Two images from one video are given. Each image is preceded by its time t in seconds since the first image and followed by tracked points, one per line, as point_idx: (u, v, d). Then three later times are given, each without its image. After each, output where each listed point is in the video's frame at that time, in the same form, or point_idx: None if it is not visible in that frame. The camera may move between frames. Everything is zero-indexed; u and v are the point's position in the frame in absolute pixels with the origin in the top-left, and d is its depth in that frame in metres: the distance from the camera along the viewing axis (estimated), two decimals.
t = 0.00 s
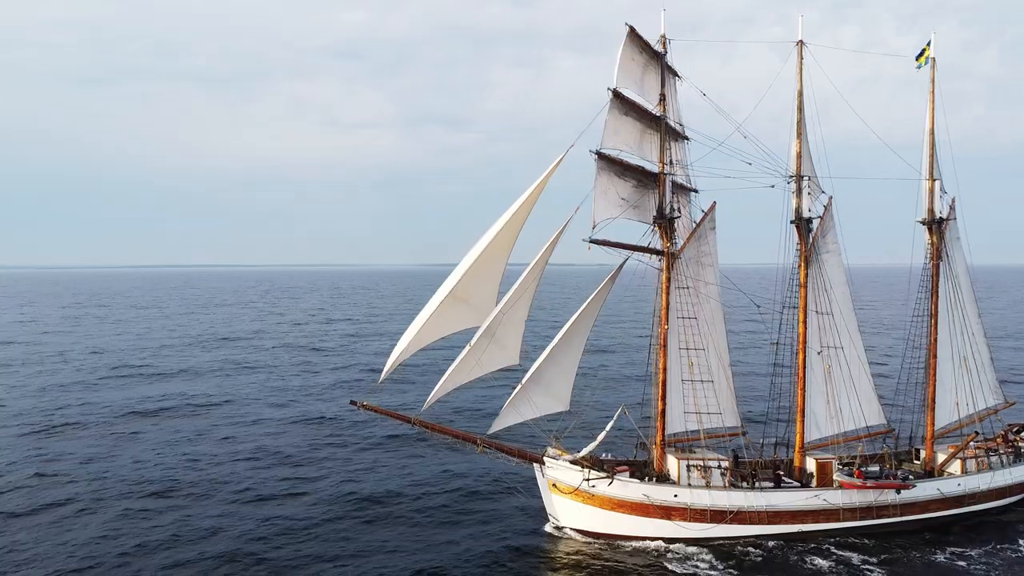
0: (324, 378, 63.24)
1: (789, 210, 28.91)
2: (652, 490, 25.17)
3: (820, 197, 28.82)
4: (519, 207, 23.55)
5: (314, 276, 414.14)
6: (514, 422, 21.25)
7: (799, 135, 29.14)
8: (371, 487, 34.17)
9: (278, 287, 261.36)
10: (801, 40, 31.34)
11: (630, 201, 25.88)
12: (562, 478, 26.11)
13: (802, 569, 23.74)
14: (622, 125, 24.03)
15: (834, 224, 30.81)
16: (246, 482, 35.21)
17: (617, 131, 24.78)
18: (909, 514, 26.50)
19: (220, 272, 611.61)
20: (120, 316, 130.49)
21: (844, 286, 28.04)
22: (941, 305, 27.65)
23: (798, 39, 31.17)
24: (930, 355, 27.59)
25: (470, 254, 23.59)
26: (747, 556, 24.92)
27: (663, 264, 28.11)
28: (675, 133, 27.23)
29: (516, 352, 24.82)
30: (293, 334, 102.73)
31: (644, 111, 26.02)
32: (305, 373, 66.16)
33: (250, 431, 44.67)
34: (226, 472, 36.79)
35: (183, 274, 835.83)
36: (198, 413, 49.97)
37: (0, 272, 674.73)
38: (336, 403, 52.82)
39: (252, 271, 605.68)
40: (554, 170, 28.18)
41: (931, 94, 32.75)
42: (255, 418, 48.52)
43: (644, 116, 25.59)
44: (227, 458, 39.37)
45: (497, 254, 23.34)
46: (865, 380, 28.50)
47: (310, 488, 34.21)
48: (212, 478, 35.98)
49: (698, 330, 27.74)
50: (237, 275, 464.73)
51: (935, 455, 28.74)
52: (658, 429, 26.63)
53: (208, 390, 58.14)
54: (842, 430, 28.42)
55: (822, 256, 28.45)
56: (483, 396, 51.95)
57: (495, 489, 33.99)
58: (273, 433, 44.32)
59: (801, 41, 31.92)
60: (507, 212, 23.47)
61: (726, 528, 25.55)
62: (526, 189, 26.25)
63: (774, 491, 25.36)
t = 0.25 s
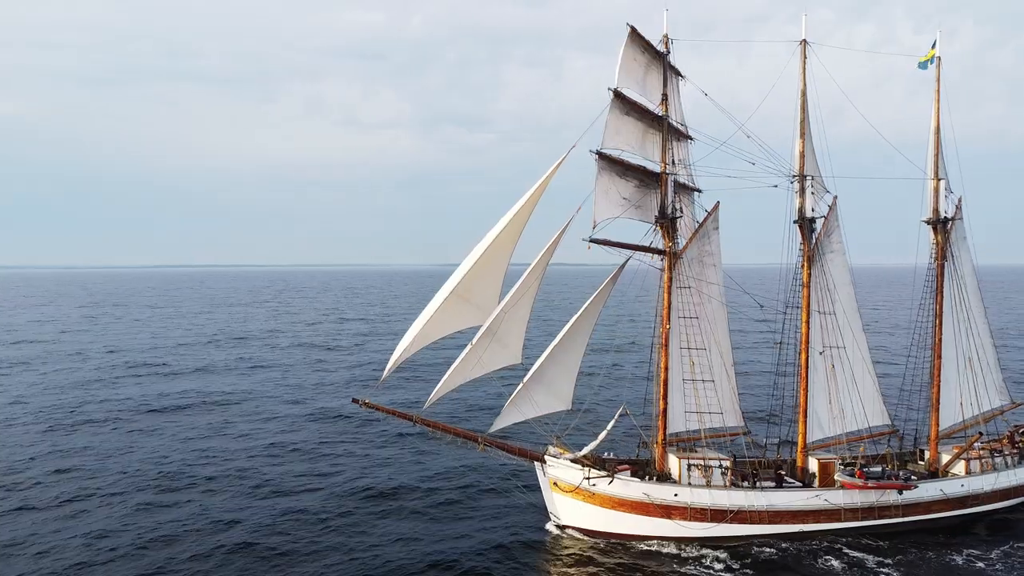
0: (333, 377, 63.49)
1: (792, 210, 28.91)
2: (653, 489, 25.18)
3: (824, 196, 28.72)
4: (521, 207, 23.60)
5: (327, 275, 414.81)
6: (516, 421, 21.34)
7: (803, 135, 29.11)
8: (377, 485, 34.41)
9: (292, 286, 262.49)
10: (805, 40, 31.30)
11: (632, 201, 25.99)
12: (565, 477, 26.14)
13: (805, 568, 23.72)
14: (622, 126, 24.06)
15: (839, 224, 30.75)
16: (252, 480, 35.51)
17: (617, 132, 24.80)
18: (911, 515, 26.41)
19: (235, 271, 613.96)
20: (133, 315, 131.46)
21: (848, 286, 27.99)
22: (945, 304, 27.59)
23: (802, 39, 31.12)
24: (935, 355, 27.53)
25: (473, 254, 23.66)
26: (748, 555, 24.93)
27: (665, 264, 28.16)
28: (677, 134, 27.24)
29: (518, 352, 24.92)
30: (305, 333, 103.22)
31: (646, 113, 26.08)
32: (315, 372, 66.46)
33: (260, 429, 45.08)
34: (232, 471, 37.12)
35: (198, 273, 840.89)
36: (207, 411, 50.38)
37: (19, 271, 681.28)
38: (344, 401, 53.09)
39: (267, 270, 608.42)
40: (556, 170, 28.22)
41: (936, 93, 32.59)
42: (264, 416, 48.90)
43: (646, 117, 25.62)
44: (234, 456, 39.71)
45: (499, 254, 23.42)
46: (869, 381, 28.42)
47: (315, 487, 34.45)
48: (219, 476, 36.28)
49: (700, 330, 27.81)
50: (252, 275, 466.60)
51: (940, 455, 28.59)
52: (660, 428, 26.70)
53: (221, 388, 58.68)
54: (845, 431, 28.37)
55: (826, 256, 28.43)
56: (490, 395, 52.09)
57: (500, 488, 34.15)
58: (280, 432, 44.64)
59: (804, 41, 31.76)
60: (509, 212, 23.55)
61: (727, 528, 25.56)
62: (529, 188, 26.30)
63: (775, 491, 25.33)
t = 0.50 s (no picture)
0: (341, 375, 63.77)
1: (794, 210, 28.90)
2: (652, 489, 25.22)
3: (826, 195, 28.74)
4: (522, 207, 23.72)
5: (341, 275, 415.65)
6: (515, 420, 21.44)
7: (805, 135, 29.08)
8: (385, 482, 34.66)
9: (305, 286, 263.26)
10: (808, 40, 31.27)
11: (632, 202, 26.06)
12: (565, 476, 26.21)
13: (807, 568, 23.71)
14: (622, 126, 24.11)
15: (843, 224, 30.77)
16: (258, 477, 35.79)
17: (618, 133, 24.85)
18: (912, 515, 26.33)
19: (247, 270, 616.69)
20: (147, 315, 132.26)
21: (851, 286, 28.02)
22: (948, 305, 27.53)
23: (805, 38, 31.10)
24: (938, 356, 27.47)
25: (473, 254, 23.77)
26: (747, 555, 24.93)
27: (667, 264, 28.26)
28: (678, 134, 27.27)
29: (519, 351, 25.01)
30: (315, 332, 103.68)
31: (646, 114, 26.12)
32: (324, 370, 66.77)
33: (271, 425, 45.49)
34: (238, 467, 37.43)
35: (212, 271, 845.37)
36: (216, 409, 50.75)
37: (36, 270, 687.18)
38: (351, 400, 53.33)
39: (279, 269, 610.78)
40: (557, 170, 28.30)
41: (940, 93, 32.57)
42: (272, 414, 49.23)
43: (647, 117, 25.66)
44: (241, 452, 40.03)
45: (499, 254, 23.53)
46: (872, 380, 28.43)
47: (319, 484, 34.69)
48: (225, 472, 36.59)
49: (701, 331, 27.97)
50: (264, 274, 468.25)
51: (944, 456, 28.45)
52: (660, 427, 26.78)
53: (234, 385, 59.24)
54: (848, 432, 28.37)
55: (828, 256, 28.41)
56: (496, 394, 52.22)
57: (506, 486, 34.31)
58: (287, 429, 44.94)
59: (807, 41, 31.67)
60: (510, 212, 23.68)
61: (726, 528, 25.57)
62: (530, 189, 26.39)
63: (775, 491, 25.31)
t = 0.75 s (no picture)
0: (349, 374, 63.98)
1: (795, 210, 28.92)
2: (650, 488, 25.27)
3: (827, 196, 28.80)
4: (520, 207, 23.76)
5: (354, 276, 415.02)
6: (516, 419, 21.58)
7: (806, 135, 29.09)
8: (391, 479, 34.85)
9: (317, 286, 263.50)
10: (809, 40, 31.24)
11: (631, 202, 26.13)
12: (563, 475, 26.30)
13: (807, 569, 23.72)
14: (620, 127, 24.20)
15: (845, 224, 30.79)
16: (262, 474, 36.01)
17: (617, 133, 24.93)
18: (912, 516, 26.29)
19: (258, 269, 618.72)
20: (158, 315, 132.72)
21: (852, 286, 28.00)
22: (950, 306, 27.48)
23: (806, 38, 31.08)
24: (940, 357, 27.43)
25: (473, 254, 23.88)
26: (746, 555, 24.95)
27: (667, 264, 28.41)
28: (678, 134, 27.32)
29: (519, 351, 25.09)
30: (325, 332, 103.98)
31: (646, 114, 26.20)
32: (332, 369, 66.98)
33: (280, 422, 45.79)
34: (243, 464, 37.67)
35: (223, 270, 847.72)
36: (223, 407, 51.06)
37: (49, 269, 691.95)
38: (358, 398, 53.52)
39: (290, 268, 612.65)
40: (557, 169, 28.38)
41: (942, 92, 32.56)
42: (278, 412, 49.49)
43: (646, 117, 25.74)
44: (247, 449, 40.28)
45: (499, 254, 23.64)
46: (872, 380, 28.44)
47: (323, 481, 34.88)
48: (230, 469, 36.84)
49: (702, 331, 28.03)
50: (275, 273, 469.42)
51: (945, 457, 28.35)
52: (659, 427, 26.87)
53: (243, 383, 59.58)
54: (847, 432, 28.37)
55: (829, 256, 28.40)
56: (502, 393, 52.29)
57: (512, 484, 34.46)
58: (293, 427, 45.16)
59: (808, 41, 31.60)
60: (509, 212, 23.74)
61: (725, 528, 25.59)
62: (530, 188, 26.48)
63: (774, 491, 25.31)
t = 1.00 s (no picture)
0: (354, 373, 64.13)
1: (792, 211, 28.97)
2: (646, 489, 25.34)
3: (825, 196, 28.85)
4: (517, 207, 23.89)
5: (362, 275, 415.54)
6: (514, 420, 21.83)
7: (804, 136, 29.11)
8: (394, 476, 35.06)
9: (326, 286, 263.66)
10: (806, 40, 31.25)
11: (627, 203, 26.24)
12: (559, 476, 26.39)
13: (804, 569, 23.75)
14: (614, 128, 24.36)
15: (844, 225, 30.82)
16: (265, 470, 36.19)
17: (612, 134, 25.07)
18: (909, 517, 26.26)
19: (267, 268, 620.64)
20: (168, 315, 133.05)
21: (850, 286, 28.00)
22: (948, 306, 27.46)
23: (804, 38, 31.10)
24: (938, 357, 27.42)
25: (470, 255, 24.01)
26: (741, 555, 24.98)
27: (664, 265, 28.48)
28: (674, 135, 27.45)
29: (517, 351, 25.20)
30: (332, 331, 104.15)
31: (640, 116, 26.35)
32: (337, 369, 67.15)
33: (284, 420, 46.07)
34: (246, 460, 37.87)
35: (233, 270, 848.47)
36: (228, 405, 51.28)
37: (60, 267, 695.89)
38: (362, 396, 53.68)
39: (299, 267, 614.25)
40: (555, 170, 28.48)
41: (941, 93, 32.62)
42: (283, 410, 49.69)
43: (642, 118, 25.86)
44: (249, 446, 40.46)
45: (495, 255, 23.77)
46: (870, 381, 28.47)
47: (324, 477, 35.04)
48: (233, 465, 37.04)
49: (699, 331, 28.07)
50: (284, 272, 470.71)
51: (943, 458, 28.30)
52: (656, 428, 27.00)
53: (250, 382, 59.94)
54: (844, 433, 28.40)
55: (827, 257, 28.41)
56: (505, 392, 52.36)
57: (512, 481, 34.53)
58: (296, 425, 45.33)
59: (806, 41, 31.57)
60: (506, 213, 23.86)
61: (720, 529, 25.64)
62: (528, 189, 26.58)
63: (769, 492, 25.35)
